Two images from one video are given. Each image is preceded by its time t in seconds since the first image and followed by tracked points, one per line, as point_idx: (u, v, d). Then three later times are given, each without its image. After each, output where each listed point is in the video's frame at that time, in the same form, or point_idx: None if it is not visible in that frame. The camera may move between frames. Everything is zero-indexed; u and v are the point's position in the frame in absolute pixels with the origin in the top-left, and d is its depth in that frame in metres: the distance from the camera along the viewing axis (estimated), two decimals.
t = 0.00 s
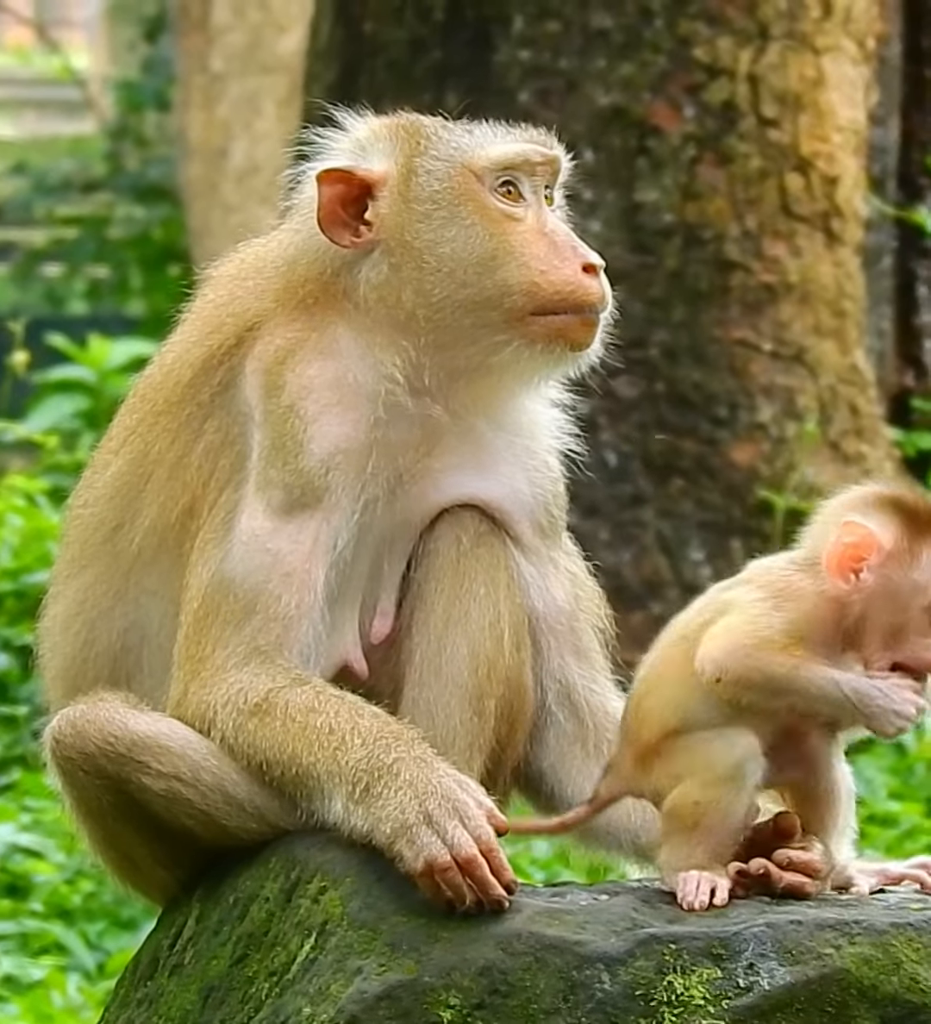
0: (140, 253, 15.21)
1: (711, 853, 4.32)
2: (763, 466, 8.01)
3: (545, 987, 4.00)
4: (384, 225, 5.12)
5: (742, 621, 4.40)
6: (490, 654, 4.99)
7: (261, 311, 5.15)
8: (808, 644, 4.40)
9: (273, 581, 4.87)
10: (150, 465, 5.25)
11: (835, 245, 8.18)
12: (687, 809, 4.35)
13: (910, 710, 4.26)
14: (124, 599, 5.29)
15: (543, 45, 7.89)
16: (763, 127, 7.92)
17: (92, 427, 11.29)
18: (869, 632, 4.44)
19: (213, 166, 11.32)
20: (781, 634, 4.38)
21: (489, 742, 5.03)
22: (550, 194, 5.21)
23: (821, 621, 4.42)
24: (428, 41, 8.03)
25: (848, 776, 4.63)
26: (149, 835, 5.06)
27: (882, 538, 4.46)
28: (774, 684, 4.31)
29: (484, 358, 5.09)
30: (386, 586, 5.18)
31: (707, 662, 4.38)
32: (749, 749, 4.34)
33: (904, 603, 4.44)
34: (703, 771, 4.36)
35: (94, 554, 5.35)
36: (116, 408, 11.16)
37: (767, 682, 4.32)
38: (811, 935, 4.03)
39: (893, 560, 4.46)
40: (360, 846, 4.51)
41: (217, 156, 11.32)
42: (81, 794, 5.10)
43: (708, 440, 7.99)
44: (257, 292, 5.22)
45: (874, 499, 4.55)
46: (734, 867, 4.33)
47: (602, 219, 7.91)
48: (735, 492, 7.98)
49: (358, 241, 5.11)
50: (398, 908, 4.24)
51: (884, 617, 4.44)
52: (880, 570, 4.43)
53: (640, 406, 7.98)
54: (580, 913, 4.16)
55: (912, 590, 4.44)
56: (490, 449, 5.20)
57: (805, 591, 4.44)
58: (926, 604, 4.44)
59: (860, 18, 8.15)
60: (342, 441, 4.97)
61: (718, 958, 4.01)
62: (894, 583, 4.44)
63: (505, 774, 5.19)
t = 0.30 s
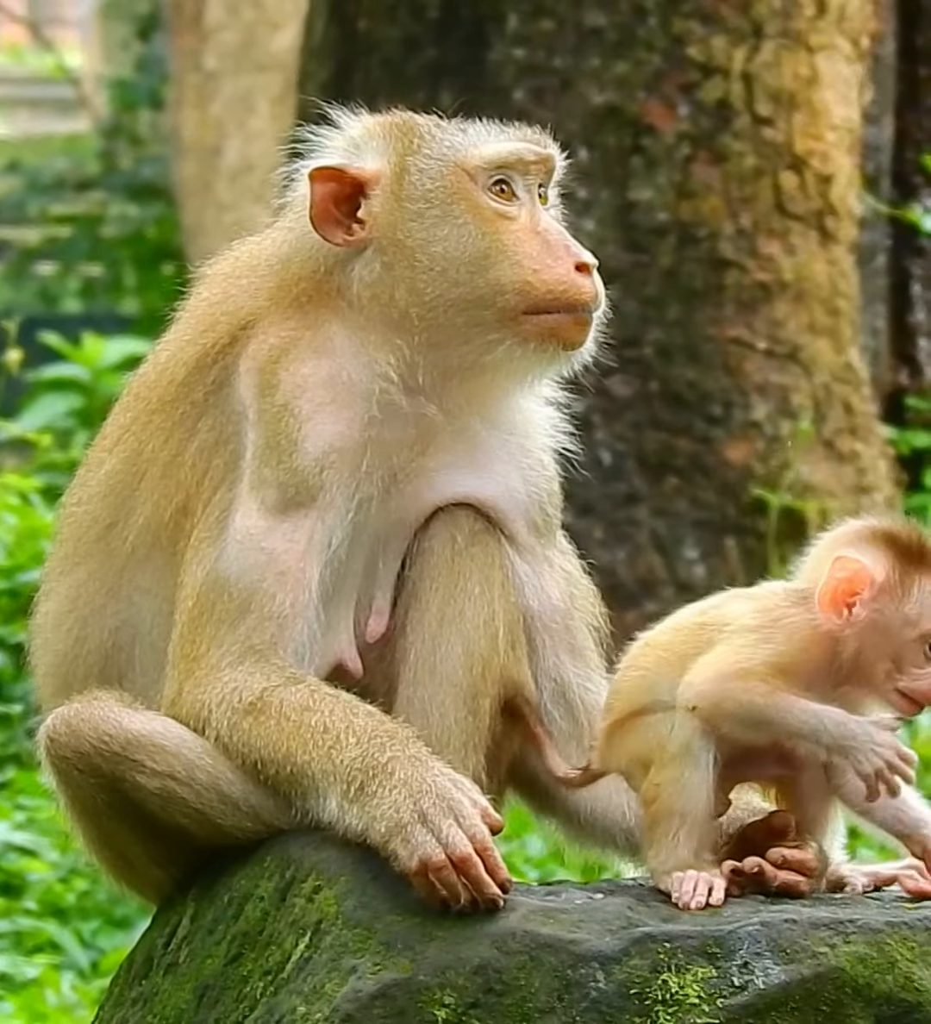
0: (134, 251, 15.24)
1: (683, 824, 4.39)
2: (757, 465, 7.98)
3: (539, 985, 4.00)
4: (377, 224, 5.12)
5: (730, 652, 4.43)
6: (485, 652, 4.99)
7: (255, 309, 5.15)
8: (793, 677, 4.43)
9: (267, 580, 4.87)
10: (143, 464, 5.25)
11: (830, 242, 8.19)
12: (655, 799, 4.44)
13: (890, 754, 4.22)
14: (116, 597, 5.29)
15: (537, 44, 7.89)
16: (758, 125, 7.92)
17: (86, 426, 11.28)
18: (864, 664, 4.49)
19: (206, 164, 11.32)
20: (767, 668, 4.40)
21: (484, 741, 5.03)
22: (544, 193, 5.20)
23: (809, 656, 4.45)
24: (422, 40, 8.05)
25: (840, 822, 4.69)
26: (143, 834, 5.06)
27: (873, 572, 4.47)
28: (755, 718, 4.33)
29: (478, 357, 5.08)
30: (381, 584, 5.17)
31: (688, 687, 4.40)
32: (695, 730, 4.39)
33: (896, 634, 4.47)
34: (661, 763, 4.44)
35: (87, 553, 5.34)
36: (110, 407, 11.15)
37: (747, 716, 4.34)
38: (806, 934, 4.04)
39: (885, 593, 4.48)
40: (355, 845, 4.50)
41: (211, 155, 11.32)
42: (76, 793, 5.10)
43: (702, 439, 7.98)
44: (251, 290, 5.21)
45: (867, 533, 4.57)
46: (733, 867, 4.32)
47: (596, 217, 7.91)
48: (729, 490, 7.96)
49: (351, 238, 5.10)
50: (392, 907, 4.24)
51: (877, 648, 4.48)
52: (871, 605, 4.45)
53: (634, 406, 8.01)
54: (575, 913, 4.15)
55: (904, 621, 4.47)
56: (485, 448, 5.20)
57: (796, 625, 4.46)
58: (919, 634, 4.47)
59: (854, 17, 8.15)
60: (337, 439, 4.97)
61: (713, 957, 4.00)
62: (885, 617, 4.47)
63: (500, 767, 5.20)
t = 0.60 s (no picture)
0: (127, 251, 15.25)
1: (676, 823, 4.41)
2: (751, 465, 7.99)
3: (534, 986, 4.00)
4: (372, 223, 5.12)
5: (707, 655, 4.55)
6: (479, 652, 4.98)
7: (250, 309, 5.15)
8: (774, 674, 4.54)
9: (262, 580, 4.87)
10: (138, 464, 5.25)
11: (823, 243, 8.19)
12: (647, 800, 4.46)
13: (871, 745, 4.27)
14: (111, 598, 5.29)
15: (531, 43, 7.89)
16: (751, 125, 7.93)
17: (80, 426, 11.28)
18: (835, 654, 4.57)
19: (199, 164, 11.33)
20: (743, 666, 4.52)
21: (478, 741, 5.03)
22: (539, 194, 5.21)
23: (787, 651, 4.56)
24: (415, 40, 8.05)
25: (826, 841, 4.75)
26: (138, 834, 5.06)
27: (843, 558, 4.62)
28: (731, 716, 4.43)
29: (472, 358, 5.08)
30: (375, 585, 5.18)
31: (667, 691, 4.50)
32: (680, 725, 4.44)
33: (865, 622, 4.57)
34: (651, 765, 4.46)
35: (82, 553, 5.34)
36: (104, 406, 11.14)
37: (728, 717, 4.43)
38: (801, 934, 4.04)
39: (855, 580, 4.60)
40: (349, 845, 4.50)
41: (205, 154, 11.33)
42: (71, 794, 5.10)
43: (696, 439, 8.00)
44: (246, 290, 5.21)
45: (845, 526, 4.73)
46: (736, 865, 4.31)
47: (590, 217, 7.92)
48: (722, 490, 7.97)
49: (345, 238, 5.10)
50: (387, 907, 4.24)
51: (847, 637, 4.57)
52: (839, 591, 4.59)
53: (628, 406, 8.01)
54: (569, 913, 4.15)
55: (872, 608, 4.57)
56: (479, 448, 5.20)
57: (772, 622, 4.59)
58: (888, 619, 4.56)
59: (848, 17, 8.16)
60: (332, 440, 4.97)
61: (707, 957, 4.01)
62: (854, 603, 4.58)
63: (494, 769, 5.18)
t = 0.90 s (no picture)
0: (120, 252, 15.24)
1: (673, 828, 4.38)
2: (743, 466, 8.01)
3: (526, 987, 4.00)
4: (362, 225, 5.12)
5: (686, 661, 4.52)
6: (470, 653, 4.98)
7: (242, 311, 5.14)
8: (758, 662, 4.54)
9: (253, 581, 4.87)
10: (129, 465, 5.25)
11: (816, 244, 8.20)
12: (649, 807, 4.41)
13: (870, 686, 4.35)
14: (103, 600, 5.29)
15: (524, 45, 7.90)
16: (744, 127, 7.93)
17: (72, 426, 11.27)
18: (818, 641, 4.58)
19: (192, 164, 11.32)
20: (725, 660, 4.51)
21: (470, 742, 5.03)
22: (531, 195, 5.20)
23: (767, 641, 4.58)
24: (408, 41, 8.06)
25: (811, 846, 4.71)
26: (130, 835, 5.06)
27: (817, 547, 4.61)
28: (728, 704, 4.43)
29: (463, 359, 5.08)
30: (366, 586, 5.18)
31: (661, 697, 4.46)
32: (690, 731, 4.38)
33: (846, 606, 4.55)
34: (656, 771, 4.41)
35: (73, 555, 5.34)
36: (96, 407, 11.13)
37: (729, 705, 4.42)
38: (792, 936, 4.04)
39: (830, 565, 4.59)
40: (340, 846, 4.50)
41: (197, 155, 11.33)
42: (62, 794, 5.10)
43: (688, 441, 8.01)
44: (236, 291, 5.21)
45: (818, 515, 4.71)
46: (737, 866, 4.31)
47: (582, 219, 7.91)
48: (714, 492, 7.97)
49: (336, 240, 5.11)
50: (378, 908, 4.24)
51: (827, 623, 4.56)
52: (817, 579, 4.57)
53: (620, 407, 8.01)
54: (561, 913, 4.15)
55: (852, 592, 4.55)
56: (470, 449, 5.20)
57: (746, 619, 4.60)
58: (869, 601, 4.54)
59: (841, 19, 8.16)
60: (323, 441, 4.97)
61: (699, 958, 4.01)
62: (833, 587, 4.56)
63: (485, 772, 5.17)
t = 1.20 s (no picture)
0: (117, 255, 15.25)
1: (697, 838, 4.39)
2: (740, 468, 8.00)
3: (523, 990, 4.00)
4: (361, 228, 5.12)
5: (687, 674, 4.49)
6: (469, 656, 4.98)
7: (240, 314, 5.14)
8: (761, 668, 4.47)
9: (252, 584, 4.87)
10: (128, 468, 5.25)
11: (813, 248, 8.21)
12: (683, 805, 4.41)
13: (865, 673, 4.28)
14: (103, 603, 5.29)
15: (520, 48, 7.91)
16: (741, 129, 7.93)
17: (70, 430, 11.26)
18: (810, 627, 4.48)
19: (189, 168, 11.34)
20: (726, 671, 4.45)
21: (469, 745, 5.02)
22: (530, 198, 5.21)
23: (770, 644, 4.49)
24: (405, 44, 8.07)
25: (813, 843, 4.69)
26: (129, 837, 5.06)
27: (792, 533, 4.56)
28: (730, 717, 4.38)
29: (460, 362, 5.08)
30: (364, 589, 5.17)
31: (668, 718, 4.45)
32: (748, 759, 4.38)
33: (825, 587, 4.46)
34: (700, 779, 4.41)
35: (73, 558, 5.34)
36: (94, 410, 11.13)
37: (732, 718, 4.38)
38: (790, 939, 4.04)
39: (804, 549, 4.52)
40: (339, 849, 4.49)
41: (194, 158, 11.34)
42: (60, 797, 5.09)
43: (685, 444, 8.00)
44: (235, 295, 5.21)
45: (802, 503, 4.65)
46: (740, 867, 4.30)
47: (579, 222, 7.92)
48: (711, 495, 7.97)
49: (335, 243, 5.11)
50: (376, 911, 4.24)
51: (812, 607, 4.48)
52: (793, 564, 4.51)
53: (617, 410, 8.02)
54: (559, 916, 4.15)
55: (828, 572, 4.47)
56: (469, 453, 5.20)
57: (746, 623, 4.53)
58: (848, 578, 4.44)
59: (837, 21, 8.16)
60: (320, 444, 4.97)
61: (697, 961, 4.01)
62: (811, 570, 4.49)
63: (483, 776, 5.16)
